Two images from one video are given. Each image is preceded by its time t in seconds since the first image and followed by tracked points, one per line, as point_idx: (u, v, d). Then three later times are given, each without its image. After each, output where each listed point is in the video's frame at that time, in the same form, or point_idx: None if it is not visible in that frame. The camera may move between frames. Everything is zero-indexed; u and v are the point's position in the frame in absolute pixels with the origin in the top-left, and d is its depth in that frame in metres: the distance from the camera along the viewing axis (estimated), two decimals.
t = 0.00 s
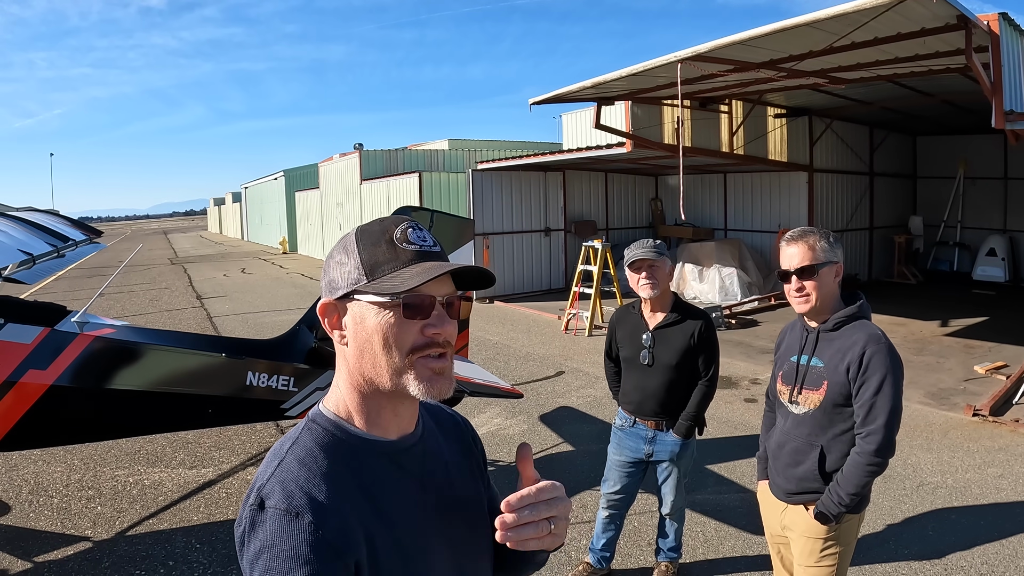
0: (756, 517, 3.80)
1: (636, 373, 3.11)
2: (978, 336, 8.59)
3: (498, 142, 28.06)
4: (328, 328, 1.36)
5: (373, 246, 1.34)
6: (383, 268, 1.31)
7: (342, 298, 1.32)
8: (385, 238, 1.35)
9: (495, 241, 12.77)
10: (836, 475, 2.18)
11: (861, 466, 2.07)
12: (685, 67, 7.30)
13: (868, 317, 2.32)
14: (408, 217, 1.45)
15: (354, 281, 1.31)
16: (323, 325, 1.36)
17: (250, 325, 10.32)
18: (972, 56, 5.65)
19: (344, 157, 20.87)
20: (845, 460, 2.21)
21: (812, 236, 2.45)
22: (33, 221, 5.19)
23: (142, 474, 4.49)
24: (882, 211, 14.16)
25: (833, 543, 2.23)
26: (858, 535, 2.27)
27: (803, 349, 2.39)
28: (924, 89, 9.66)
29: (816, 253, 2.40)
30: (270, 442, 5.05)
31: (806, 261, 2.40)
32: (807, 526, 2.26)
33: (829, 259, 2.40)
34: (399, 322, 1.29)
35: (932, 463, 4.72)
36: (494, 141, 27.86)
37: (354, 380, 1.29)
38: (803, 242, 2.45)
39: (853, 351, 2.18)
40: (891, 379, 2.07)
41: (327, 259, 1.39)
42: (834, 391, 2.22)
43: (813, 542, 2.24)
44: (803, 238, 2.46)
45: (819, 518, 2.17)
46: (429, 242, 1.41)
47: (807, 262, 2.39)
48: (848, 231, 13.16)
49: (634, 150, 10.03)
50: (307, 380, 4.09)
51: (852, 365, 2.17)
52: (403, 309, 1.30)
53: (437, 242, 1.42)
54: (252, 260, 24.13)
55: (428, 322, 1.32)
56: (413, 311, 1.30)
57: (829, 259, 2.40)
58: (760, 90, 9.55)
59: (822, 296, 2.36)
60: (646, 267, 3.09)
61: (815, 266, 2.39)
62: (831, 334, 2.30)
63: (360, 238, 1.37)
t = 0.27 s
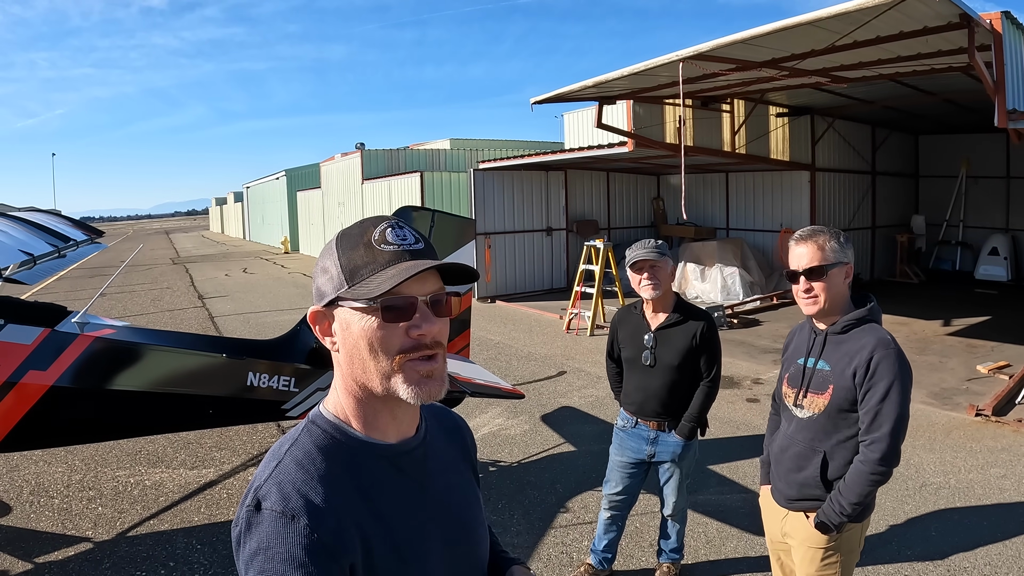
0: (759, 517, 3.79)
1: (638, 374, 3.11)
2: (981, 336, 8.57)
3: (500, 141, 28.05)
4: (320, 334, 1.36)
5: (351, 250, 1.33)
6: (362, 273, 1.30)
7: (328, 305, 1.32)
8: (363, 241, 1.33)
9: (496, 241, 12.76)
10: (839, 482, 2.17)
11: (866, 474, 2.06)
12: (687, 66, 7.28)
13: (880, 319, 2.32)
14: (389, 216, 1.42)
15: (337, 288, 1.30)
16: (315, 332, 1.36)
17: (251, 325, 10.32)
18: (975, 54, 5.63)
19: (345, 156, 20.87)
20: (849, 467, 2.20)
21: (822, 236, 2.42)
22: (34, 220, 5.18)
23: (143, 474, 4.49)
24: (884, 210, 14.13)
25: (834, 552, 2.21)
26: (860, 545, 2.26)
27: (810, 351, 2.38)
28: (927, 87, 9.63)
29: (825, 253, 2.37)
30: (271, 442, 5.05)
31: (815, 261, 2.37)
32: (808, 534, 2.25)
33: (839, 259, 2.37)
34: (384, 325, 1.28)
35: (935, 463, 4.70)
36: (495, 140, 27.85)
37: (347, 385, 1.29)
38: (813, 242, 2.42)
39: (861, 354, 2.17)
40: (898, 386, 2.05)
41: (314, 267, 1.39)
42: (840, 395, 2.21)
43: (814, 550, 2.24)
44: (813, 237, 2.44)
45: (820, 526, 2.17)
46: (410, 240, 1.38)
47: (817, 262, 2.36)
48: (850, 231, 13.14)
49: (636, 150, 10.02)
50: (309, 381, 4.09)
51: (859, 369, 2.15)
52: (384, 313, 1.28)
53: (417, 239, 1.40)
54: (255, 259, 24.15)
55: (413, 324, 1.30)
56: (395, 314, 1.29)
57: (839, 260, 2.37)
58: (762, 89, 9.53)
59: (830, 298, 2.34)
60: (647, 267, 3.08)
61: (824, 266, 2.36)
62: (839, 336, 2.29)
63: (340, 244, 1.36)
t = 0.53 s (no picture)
0: (760, 518, 3.78)
1: (639, 375, 3.10)
2: (982, 335, 8.55)
3: (502, 141, 28.02)
4: (321, 337, 1.36)
5: (352, 255, 1.32)
6: (362, 277, 1.29)
7: (329, 308, 1.31)
8: (365, 245, 1.33)
9: (498, 241, 12.76)
10: (848, 493, 2.16)
11: (874, 486, 2.05)
12: (689, 65, 7.26)
13: (892, 323, 2.29)
14: (392, 220, 1.42)
15: (337, 291, 1.30)
16: (316, 334, 1.36)
17: (252, 325, 10.32)
18: (977, 53, 5.61)
19: (346, 156, 20.88)
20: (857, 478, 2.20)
21: (836, 236, 2.39)
22: (35, 220, 5.18)
23: (145, 474, 4.50)
24: (886, 209, 14.11)
25: (842, 564, 2.22)
26: (868, 556, 2.25)
27: (820, 356, 2.37)
28: (929, 86, 9.61)
29: (839, 254, 2.35)
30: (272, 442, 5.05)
31: (828, 262, 2.35)
32: (816, 545, 2.25)
33: (853, 261, 2.35)
34: (384, 330, 1.28)
35: (937, 464, 4.69)
36: (497, 139, 27.83)
37: (348, 389, 1.28)
38: (827, 242, 2.40)
39: (872, 362, 2.15)
40: (910, 396, 2.04)
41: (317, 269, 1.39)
42: (850, 403, 2.20)
43: (820, 561, 2.24)
44: (826, 238, 2.41)
45: (827, 538, 2.16)
46: (412, 245, 1.38)
47: (830, 264, 2.34)
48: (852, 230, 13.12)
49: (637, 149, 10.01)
50: (309, 381, 4.10)
51: (870, 377, 2.14)
52: (385, 318, 1.28)
53: (420, 244, 1.39)
54: (256, 259, 24.16)
55: (412, 329, 1.30)
56: (396, 319, 1.28)
57: (854, 261, 2.35)
58: (764, 89, 9.51)
59: (842, 300, 2.32)
60: (649, 267, 3.07)
61: (837, 267, 2.34)
62: (851, 342, 2.28)
63: (342, 247, 1.35)
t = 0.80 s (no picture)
0: (762, 518, 3.78)
1: (640, 374, 3.09)
2: (984, 335, 8.54)
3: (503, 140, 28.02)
4: (318, 338, 1.36)
5: (342, 253, 1.33)
6: (353, 273, 1.30)
7: (323, 307, 1.32)
8: (355, 242, 1.33)
9: (499, 240, 12.75)
10: (857, 501, 2.16)
11: (884, 496, 2.04)
12: (690, 65, 7.25)
13: (903, 329, 2.28)
14: (381, 217, 1.42)
15: (330, 289, 1.31)
16: (312, 335, 1.36)
17: (253, 325, 10.32)
18: (979, 52, 5.60)
19: (347, 155, 20.87)
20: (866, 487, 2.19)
21: (847, 238, 2.39)
22: (37, 220, 5.19)
23: (145, 474, 4.50)
24: (887, 208, 14.09)
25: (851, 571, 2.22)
26: (878, 563, 2.25)
27: (829, 362, 2.37)
28: (930, 86, 9.59)
29: (849, 257, 2.34)
30: (273, 441, 5.05)
31: (838, 265, 2.35)
32: (825, 552, 2.26)
33: (865, 265, 2.34)
34: (377, 324, 1.28)
35: (939, 464, 4.68)
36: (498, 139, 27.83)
37: (345, 386, 1.28)
38: (837, 244, 2.39)
39: (881, 371, 2.14)
40: (919, 407, 2.02)
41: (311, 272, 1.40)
42: (859, 412, 2.19)
43: (829, 567, 2.24)
44: (837, 239, 2.41)
45: (836, 546, 2.17)
46: (402, 239, 1.38)
47: (841, 266, 2.34)
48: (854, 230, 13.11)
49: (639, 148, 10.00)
50: (310, 381, 4.10)
51: (879, 387, 2.13)
52: (376, 312, 1.28)
53: (410, 238, 1.39)
54: (257, 258, 24.16)
55: (404, 322, 1.30)
56: (387, 313, 1.28)
57: (867, 265, 2.34)
58: (765, 88, 9.50)
59: (852, 305, 2.32)
60: (650, 267, 3.06)
61: (847, 270, 2.33)
62: (859, 348, 2.27)
63: (333, 247, 1.36)
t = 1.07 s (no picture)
0: (763, 519, 3.77)
1: (642, 375, 3.09)
2: (985, 335, 8.53)
3: (504, 140, 28.02)
4: (316, 343, 1.36)
5: (338, 256, 1.33)
6: (349, 277, 1.30)
7: (320, 311, 1.32)
8: (349, 246, 1.33)
9: (500, 240, 12.75)
10: (855, 501, 2.16)
11: (884, 497, 2.04)
12: (691, 65, 7.25)
13: (903, 332, 2.28)
14: (377, 221, 1.42)
15: (327, 294, 1.31)
16: (311, 340, 1.36)
17: (254, 325, 10.32)
18: (980, 53, 5.59)
19: (348, 155, 20.87)
20: (865, 487, 2.19)
21: (854, 240, 2.38)
22: (37, 221, 5.19)
23: (147, 475, 4.50)
24: (888, 208, 14.09)
25: (849, 568, 2.22)
26: (876, 561, 2.26)
27: (829, 362, 2.36)
28: (931, 85, 9.58)
29: (857, 259, 2.33)
30: (274, 442, 5.05)
31: (845, 266, 2.33)
32: (823, 551, 2.26)
33: (870, 267, 2.34)
34: (373, 326, 1.28)
35: (940, 464, 4.68)
36: (499, 138, 27.84)
37: (345, 391, 1.28)
38: (844, 245, 2.38)
39: (883, 374, 2.14)
40: (921, 411, 2.03)
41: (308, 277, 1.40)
42: (858, 414, 2.19)
43: (828, 565, 2.24)
44: (845, 240, 2.40)
45: (833, 545, 2.17)
46: (398, 241, 1.38)
47: (846, 268, 2.33)
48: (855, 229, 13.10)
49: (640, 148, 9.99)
50: (312, 382, 4.09)
51: (880, 390, 2.13)
52: (372, 315, 1.28)
53: (406, 241, 1.39)
54: (258, 258, 24.17)
55: (401, 324, 1.30)
56: (383, 315, 1.28)
57: (873, 267, 2.34)
58: (766, 88, 9.50)
59: (855, 306, 2.31)
60: (652, 267, 3.06)
61: (853, 272, 2.33)
62: (861, 350, 2.26)
63: (329, 251, 1.36)
